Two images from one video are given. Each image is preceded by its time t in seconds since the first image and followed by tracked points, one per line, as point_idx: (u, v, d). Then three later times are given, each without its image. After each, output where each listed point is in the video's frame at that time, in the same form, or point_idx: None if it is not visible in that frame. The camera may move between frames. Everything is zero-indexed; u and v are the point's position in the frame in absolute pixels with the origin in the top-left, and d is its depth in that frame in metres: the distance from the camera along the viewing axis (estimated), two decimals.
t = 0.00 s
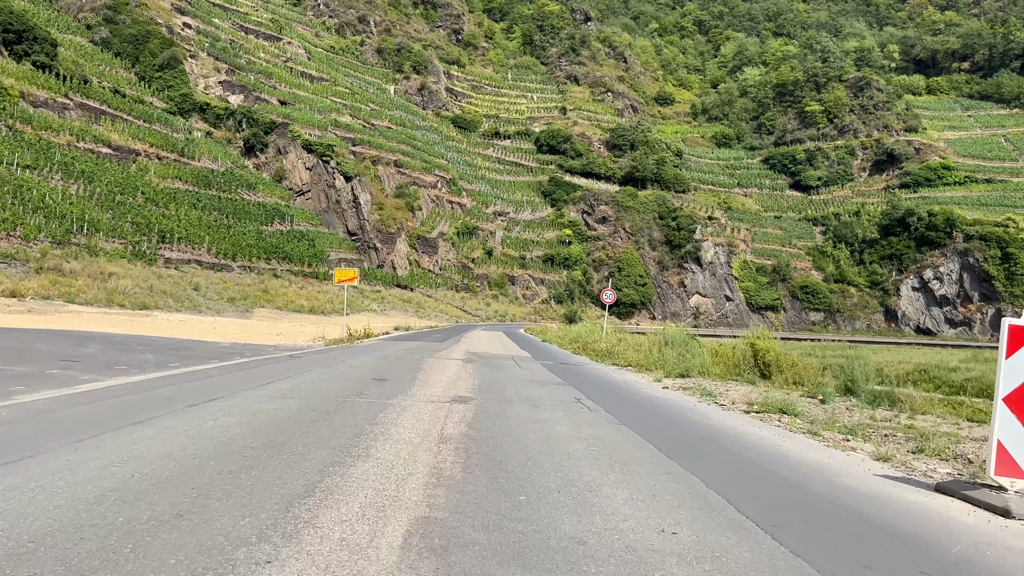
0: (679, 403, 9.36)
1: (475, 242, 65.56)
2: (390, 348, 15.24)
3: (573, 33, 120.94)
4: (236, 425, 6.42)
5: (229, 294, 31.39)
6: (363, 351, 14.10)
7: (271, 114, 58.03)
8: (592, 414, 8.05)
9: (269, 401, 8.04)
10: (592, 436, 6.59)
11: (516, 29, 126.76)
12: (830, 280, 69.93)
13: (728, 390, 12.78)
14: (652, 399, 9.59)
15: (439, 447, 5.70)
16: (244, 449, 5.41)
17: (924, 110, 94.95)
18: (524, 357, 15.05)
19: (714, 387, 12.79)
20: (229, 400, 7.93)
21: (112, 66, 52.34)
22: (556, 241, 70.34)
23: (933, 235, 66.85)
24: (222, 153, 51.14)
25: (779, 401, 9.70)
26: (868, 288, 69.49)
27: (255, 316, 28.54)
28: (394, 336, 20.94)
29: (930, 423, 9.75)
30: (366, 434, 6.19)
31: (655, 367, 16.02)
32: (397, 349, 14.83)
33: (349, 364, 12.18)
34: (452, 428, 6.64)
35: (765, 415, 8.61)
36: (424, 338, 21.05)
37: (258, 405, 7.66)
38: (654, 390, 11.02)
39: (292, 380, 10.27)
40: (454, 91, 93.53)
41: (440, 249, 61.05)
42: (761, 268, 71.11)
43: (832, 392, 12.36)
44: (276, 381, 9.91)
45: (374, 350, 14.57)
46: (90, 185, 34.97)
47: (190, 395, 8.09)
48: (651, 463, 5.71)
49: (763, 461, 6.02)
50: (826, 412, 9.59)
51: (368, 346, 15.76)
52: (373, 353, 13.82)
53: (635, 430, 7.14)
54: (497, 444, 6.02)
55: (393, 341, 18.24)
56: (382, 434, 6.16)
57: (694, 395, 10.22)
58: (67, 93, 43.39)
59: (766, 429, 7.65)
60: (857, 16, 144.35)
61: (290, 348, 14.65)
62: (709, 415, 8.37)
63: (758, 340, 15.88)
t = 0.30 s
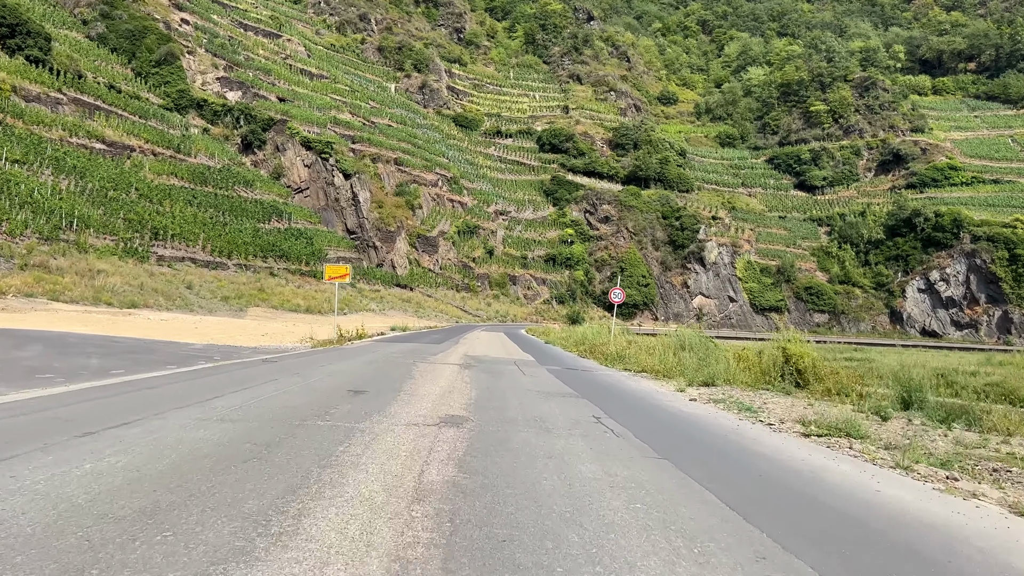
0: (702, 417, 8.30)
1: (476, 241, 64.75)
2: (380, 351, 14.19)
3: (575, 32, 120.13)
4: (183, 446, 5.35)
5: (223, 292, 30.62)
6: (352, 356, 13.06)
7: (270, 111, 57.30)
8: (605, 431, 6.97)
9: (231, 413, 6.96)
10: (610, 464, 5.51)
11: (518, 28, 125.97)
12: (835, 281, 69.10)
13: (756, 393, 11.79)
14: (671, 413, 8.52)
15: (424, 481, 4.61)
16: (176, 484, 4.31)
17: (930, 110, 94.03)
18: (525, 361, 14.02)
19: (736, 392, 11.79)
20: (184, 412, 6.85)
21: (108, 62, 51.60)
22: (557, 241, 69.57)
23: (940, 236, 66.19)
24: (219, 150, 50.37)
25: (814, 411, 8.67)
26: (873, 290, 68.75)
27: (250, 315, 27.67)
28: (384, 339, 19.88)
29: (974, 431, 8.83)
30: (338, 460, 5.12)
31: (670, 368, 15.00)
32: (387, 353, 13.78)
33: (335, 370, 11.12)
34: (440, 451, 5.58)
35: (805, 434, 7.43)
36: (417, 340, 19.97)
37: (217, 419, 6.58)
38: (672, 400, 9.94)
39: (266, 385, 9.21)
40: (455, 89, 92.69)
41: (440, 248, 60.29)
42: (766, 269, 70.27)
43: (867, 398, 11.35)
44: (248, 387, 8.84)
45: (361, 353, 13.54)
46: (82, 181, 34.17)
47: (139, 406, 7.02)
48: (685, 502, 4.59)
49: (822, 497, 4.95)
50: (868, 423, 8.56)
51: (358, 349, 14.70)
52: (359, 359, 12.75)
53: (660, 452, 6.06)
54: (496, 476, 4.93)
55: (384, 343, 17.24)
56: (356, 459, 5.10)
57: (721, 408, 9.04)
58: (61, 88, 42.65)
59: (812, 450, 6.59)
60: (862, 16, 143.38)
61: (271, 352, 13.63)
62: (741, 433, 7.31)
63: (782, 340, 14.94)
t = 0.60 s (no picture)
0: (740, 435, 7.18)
1: (478, 242, 63.94)
2: (371, 356, 13.06)
3: (578, 32, 119.26)
4: (96, 479, 4.24)
5: (218, 292, 29.84)
6: (339, 362, 11.92)
7: (269, 109, 56.57)
8: (628, 452, 5.83)
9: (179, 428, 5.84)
10: (641, 503, 4.36)
11: (520, 28, 125.25)
12: (841, 282, 68.17)
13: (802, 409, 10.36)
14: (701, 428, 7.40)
15: (397, 544, 3.37)
16: (63, 540, 3.21)
17: (936, 111, 93.05)
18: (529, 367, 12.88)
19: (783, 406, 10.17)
20: (121, 429, 5.72)
21: (106, 59, 50.89)
22: (560, 241, 68.79)
23: (948, 237, 65.30)
24: (217, 148, 49.62)
25: (901, 434, 7.02)
26: (880, 291, 67.81)
27: (245, 316, 26.85)
28: (379, 342, 18.78)
29: None
30: (290, 499, 4.01)
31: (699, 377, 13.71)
32: (379, 358, 12.64)
33: (317, 376, 9.99)
34: (425, 484, 4.45)
35: (902, 471, 5.82)
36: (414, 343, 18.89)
37: (159, 437, 5.45)
38: (701, 413, 8.80)
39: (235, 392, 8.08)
40: (457, 89, 91.95)
41: (442, 249, 59.50)
42: (771, 270, 69.39)
43: (933, 412, 9.81)
44: (211, 395, 7.72)
45: (350, 358, 12.40)
46: (75, 178, 33.41)
47: (70, 420, 5.90)
48: (749, 568, 3.42)
49: (918, 555, 3.82)
50: (938, 444, 7.30)
51: (346, 353, 13.55)
52: (349, 364, 11.64)
53: (701, 484, 4.95)
54: (494, 524, 3.78)
55: (378, 346, 16.10)
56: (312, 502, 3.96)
57: (773, 430, 7.42)
58: (56, 85, 41.95)
59: (882, 480, 5.46)
60: (867, 17, 142.39)
61: (249, 357, 12.61)
62: (788, 456, 6.19)
63: (823, 344, 13.61)
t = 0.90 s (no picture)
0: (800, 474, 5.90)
1: (480, 240, 63.17)
2: (355, 363, 11.77)
3: (582, 29, 118.33)
4: None
5: (213, 290, 29.11)
6: (316, 371, 10.65)
7: (269, 105, 55.85)
8: (658, 506, 4.55)
9: (69, 471, 4.57)
10: None
11: (524, 24, 124.42)
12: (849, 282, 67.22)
13: (862, 423, 8.92)
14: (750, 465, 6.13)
15: None
16: None
17: (944, 109, 92.00)
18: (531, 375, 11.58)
19: (841, 422, 8.71)
20: None
21: (103, 53, 50.20)
22: (564, 240, 68.01)
23: (957, 236, 64.30)
24: (216, 144, 48.87)
25: None
26: (888, 291, 66.88)
27: (239, 315, 26.06)
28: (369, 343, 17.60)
29: None
30: None
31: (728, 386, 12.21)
32: (362, 366, 11.36)
33: (284, 390, 8.70)
34: None
35: None
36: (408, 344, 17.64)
37: (31, 488, 4.16)
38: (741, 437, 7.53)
39: (175, 415, 6.80)
40: (460, 86, 91.18)
41: (444, 247, 58.71)
42: (777, 270, 68.49)
43: None
44: (137, 421, 6.34)
45: (329, 367, 11.13)
46: (67, 172, 32.67)
47: None
48: None
49: None
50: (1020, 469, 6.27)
51: (327, 358, 12.26)
52: (326, 374, 10.36)
53: (781, 562, 3.63)
54: None
55: (366, 348, 14.84)
56: None
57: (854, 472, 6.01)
58: (50, 79, 41.26)
59: (1010, 543, 4.17)
60: (874, 15, 141.29)
61: (215, 361, 11.55)
62: (872, 507, 4.88)
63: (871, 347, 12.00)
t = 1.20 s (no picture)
0: (904, 526, 4.44)
1: (484, 239, 62.52)
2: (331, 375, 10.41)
3: (587, 27, 117.56)
4: None
5: (210, 289, 28.42)
6: (285, 385, 9.28)
7: (270, 102, 55.18)
8: None
9: None
10: None
11: (528, 23, 123.79)
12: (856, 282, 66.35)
13: (942, 447, 7.70)
14: (824, 507, 4.83)
15: None
16: None
17: (953, 107, 91.06)
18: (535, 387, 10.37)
19: (919, 450, 7.34)
20: None
21: (103, 49, 49.54)
22: (568, 239, 67.28)
23: (966, 236, 63.26)
24: (216, 141, 48.16)
25: None
26: (896, 291, 65.98)
27: (235, 314, 25.37)
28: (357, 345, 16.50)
29: None
30: None
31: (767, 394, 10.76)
32: (343, 379, 10.05)
33: (239, 411, 7.30)
34: None
35: None
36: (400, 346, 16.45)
37: None
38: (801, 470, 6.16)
39: (70, 447, 5.29)
40: (464, 84, 90.44)
41: (446, 246, 58.04)
42: (784, 270, 67.63)
43: None
44: None
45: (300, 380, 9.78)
46: (62, 169, 32.01)
47: None
48: None
49: None
50: None
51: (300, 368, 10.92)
52: (293, 389, 8.98)
53: None
54: None
55: (350, 353, 13.58)
56: None
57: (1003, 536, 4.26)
58: (47, 74, 40.63)
59: None
60: (880, 13, 140.44)
61: (173, 372, 10.13)
62: None
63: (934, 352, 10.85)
